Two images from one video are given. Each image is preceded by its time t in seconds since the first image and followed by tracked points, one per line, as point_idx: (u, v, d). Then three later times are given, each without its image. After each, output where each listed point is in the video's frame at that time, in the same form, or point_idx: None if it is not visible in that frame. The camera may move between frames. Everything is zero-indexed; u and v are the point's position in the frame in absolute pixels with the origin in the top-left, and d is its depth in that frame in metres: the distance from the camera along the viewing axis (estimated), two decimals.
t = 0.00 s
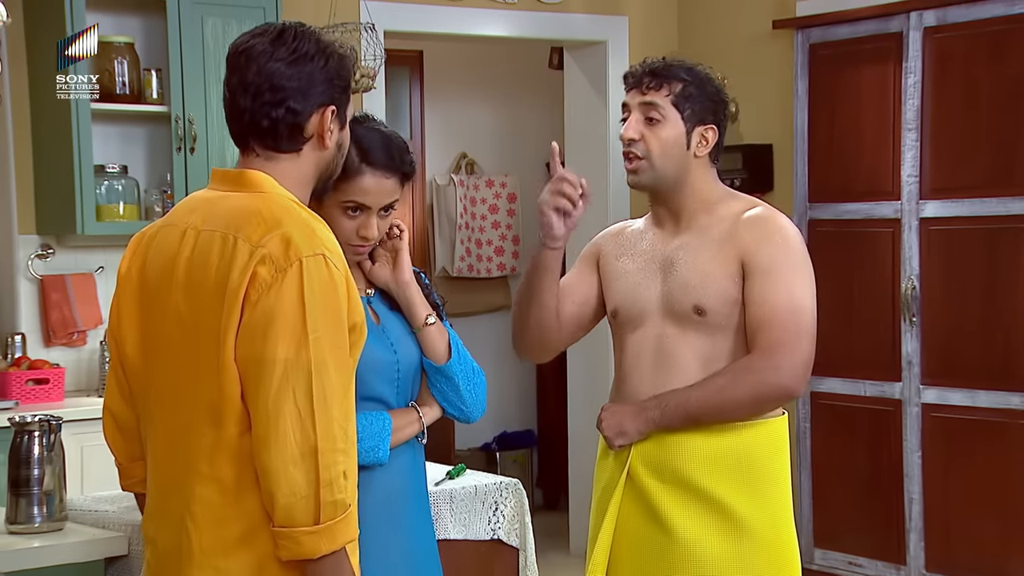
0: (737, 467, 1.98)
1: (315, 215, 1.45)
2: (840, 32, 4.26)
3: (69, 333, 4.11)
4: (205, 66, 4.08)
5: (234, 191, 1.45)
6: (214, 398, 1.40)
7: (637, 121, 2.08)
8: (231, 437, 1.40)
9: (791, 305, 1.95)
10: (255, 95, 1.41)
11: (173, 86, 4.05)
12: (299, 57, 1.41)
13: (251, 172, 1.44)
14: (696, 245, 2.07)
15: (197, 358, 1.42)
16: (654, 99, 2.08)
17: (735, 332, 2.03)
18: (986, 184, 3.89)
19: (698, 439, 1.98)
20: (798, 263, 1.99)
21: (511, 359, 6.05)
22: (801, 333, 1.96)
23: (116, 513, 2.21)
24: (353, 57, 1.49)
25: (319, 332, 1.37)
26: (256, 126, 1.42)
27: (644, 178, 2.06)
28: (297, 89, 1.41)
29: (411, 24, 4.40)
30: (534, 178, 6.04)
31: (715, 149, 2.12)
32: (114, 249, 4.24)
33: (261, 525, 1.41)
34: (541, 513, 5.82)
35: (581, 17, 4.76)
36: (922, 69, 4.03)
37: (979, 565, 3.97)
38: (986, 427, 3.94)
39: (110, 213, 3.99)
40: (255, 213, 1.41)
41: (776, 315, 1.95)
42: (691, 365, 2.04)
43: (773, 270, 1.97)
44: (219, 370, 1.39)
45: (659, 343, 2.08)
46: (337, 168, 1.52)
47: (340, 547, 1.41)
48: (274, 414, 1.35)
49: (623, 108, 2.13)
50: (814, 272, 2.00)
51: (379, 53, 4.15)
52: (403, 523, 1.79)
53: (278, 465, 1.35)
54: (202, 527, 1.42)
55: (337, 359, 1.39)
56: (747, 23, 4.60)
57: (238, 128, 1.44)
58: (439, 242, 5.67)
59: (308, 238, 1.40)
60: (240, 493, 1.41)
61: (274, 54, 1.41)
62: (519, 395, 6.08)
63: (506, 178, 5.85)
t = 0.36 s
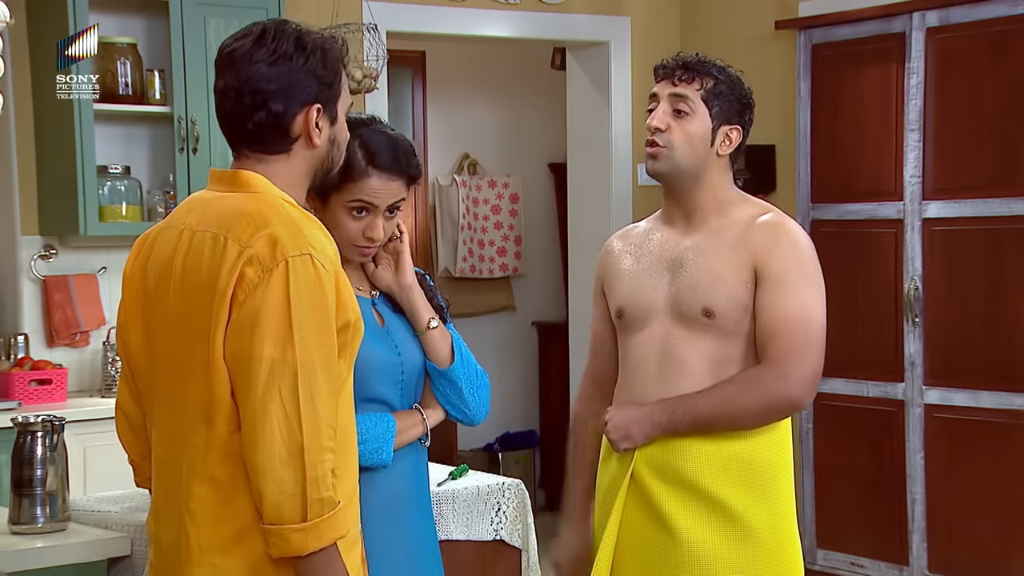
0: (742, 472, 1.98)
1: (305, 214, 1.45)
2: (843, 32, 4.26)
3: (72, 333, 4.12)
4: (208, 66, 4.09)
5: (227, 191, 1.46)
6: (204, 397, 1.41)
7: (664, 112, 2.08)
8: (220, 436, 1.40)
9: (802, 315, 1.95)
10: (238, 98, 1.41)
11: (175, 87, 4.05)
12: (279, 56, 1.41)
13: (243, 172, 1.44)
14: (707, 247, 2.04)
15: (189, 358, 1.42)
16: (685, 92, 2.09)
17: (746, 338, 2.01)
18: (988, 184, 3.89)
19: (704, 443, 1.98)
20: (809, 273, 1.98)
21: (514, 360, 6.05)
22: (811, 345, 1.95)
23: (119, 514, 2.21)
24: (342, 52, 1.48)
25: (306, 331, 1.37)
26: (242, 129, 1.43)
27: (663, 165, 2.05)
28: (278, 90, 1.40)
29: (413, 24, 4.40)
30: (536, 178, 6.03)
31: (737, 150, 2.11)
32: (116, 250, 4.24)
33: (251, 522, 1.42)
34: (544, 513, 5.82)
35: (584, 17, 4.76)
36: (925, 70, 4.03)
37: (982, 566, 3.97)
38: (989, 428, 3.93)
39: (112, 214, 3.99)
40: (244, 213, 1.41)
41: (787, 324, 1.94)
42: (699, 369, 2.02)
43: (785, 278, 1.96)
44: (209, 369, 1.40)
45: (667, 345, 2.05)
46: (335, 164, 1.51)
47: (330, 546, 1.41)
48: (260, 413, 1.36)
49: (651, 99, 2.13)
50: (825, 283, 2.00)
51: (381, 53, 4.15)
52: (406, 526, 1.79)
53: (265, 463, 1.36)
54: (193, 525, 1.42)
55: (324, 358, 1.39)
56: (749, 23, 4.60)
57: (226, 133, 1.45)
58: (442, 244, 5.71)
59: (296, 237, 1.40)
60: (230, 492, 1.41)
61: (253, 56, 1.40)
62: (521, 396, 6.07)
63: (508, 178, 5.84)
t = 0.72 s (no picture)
0: (754, 473, 1.98)
1: (301, 215, 1.44)
2: (845, 32, 4.26)
3: (74, 333, 4.12)
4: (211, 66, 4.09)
5: (225, 192, 1.46)
6: (197, 398, 1.41)
7: (675, 112, 2.09)
8: (213, 437, 1.40)
9: (815, 318, 1.94)
10: (232, 101, 1.41)
11: (178, 86, 4.06)
12: (270, 58, 1.41)
13: (241, 174, 1.44)
14: (717, 248, 2.05)
15: (185, 359, 1.43)
16: (696, 91, 2.10)
17: (757, 339, 2.01)
18: (991, 184, 3.89)
19: (716, 446, 1.98)
20: (822, 274, 1.97)
21: (517, 360, 6.05)
22: (823, 346, 1.95)
23: (122, 513, 2.21)
24: (338, 50, 1.47)
25: (297, 332, 1.36)
26: (238, 132, 1.44)
27: (676, 164, 2.05)
28: (271, 92, 1.40)
29: (415, 24, 4.40)
30: (538, 178, 6.04)
31: (750, 150, 2.11)
32: (119, 250, 4.24)
33: (244, 523, 1.41)
34: (546, 513, 5.82)
35: (586, 17, 4.76)
36: (928, 70, 4.03)
37: (985, 566, 3.96)
38: (992, 428, 3.93)
39: (115, 213, 3.99)
40: (239, 215, 1.41)
41: (800, 327, 1.93)
42: (710, 370, 2.03)
43: (797, 281, 1.95)
44: (203, 369, 1.40)
45: (678, 346, 2.06)
46: (336, 163, 1.51)
47: (322, 546, 1.41)
48: (250, 413, 1.35)
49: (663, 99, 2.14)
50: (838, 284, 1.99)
51: (384, 53, 4.15)
52: (411, 525, 1.79)
53: (255, 463, 1.36)
54: (188, 524, 1.43)
55: (316, 359, 1.38)
56: (752, 23, 4.60)
57: (224, 136, 1.45)
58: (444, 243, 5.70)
59: (289, 239, 1.39)
60: (223, 493, 1.41)
61: (245, 59, 1.40)
62: (523, 396, 6.07)
63: (511, 178, 5.84)
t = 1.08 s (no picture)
0: (764, 471, 1.98)
1: (299, 216, 1.44)
2: (847, 32, 4.26)
3: (75, 333, 4.12)
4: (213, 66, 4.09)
5: (224, 193, 1.45)
6: (195, 400, 1.41)
7: (682, 112, 2.08)
8: (211, 439, 1.40)
9: (823, 316, 1.95)
10: (227, 103, 1.41)
11: (179, 86, 4.06)
12: (264, 60, 1.40)
13: (239, 175, 1.44)
14: (727, 244, 2.05)
15: (184, 361, 1.43)
16: (703, 91, 2.08)
17: (764, 334, 2.02)
18: (992, 184, 3.89)
19: (727, 443, 1.98)
20: (830, 274, 1.99)
21: (518, 360, 6.05)
22: (830, 343, 1.96)
23: (124, 513, 2.21)
24: (333, 48, 1.46)
25: (292, 334, 1.36)
26: (235, 134, 1.44)
27: (683, 170, 2.05)
28: (266, 94, 1.40)
29: (416, 24, 4.40)
30: (539, 178, 6.04)
31: (758, 149, 2.10)
32: (120, 250, 4.24)
33: (243, 524, 1.41)
34: (547, 513, 5.81)
35: (588, 17, 4.75)
36: (929, 70, 4.03)
37: (986, 566, 3.96)
38: (994, 428, 3.93)
39: (117, 214, 3.99)
40: (237, 216, 1.41)
41: (808, 324, 1.94)
42: (717, 365, 2.03)
43: (807, 280, 1.97)
44: (200, 371, 1.40)
45: (683, 340, 2.06)
46: (334, 161, 1.51)
47: (321, 546, 1.40)
48: (247, 414, 1.35)
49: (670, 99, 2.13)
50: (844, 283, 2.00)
51: (385, 53, 4.16)
52: (416, 523, 1.79)
53: (252, 464, 1.36)
54: (188, 525, 1.43)
55: (312, 360, 1.38)
56: (753, 23, 4.60)
57: (222, 137, 1.45)
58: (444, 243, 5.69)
59: (285, 240, 1.39)
60: (222, 494, 1.41)
61: (238, 60, 1.40)
62: (524, 396, 6.07)
63: (512, 178, 5.84)
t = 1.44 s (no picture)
0: (744, 459, 1.90)
1: (301, 217, 1.44)
2: (847, 32, 4.26)
3: (76, 333, 4.12)
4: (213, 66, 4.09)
5: (226, 194, 1.46)
6: (197, 401, 1.41)
7: (660, 103, 1.95)
8: (213, 439, 1.40)
9: (797, 296, 1.85)
10: (231, 104, 1.42)
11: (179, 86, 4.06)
12: (267, 60, 1.40)
13: (241, 175, 1.44)
14: (702, 226, 1.94)
15: (186, 361, 1.43)
16: (682, 82, 1.96)
17: (738, 316, 1.92)
18: (993, 185, 3.89)
19: (708, 426, 1.90)
20: (805, 253, 1.89)
21: (519, 359, 6.05)
22: (804, 324, 1.86)
23: (125, 513, 2.21)
24: (335, 48, 1.46)
25: (293, 335, 1.36)
26: (238, 134, 1.44)
27: (660, 159, 1.93)
28: (269, 95, 1.40)
29: (417, 24, 4.41)
30: (540, 178, 6.05)
31: (738, 141, 1.97)
32: (121, 250, 4.25)
33: (243, 526, 1.41)
34: (548, 513, 5.82)
35: (588, 17, 4.75)
36: (930, 70, 4.03)
37: (987, 565, 3.97)
38: (994, 429, 3.93)
39: (117, 213, 3.99)
40: (239, 217, 1.41)
41: (779, 304, 1.84)
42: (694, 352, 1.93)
43: (781, 259, 1.87)
44: (202, 372, 1.40)
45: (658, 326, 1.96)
46: (337, 161, 1.51)
47: (320, 547, 1.40)
48: (248, 415, 1.35)
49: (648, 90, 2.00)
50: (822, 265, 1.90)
51: (386, 53, 4.17)
52: (419, 521, 1.79)
53: (253, 465, 1.36)
54: (189, 526, 1.43)
55: (313, 361, 1.38)
56: (753, 23, 4.60)
57: (225, 139, 1.45)
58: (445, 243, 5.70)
59: (287, 241, 1.39)
60: (223, 495, 1.41)
61: (241, 61, 1.40)
62: (525, 396, 6.07)
63: (512, 178, 5.85)
